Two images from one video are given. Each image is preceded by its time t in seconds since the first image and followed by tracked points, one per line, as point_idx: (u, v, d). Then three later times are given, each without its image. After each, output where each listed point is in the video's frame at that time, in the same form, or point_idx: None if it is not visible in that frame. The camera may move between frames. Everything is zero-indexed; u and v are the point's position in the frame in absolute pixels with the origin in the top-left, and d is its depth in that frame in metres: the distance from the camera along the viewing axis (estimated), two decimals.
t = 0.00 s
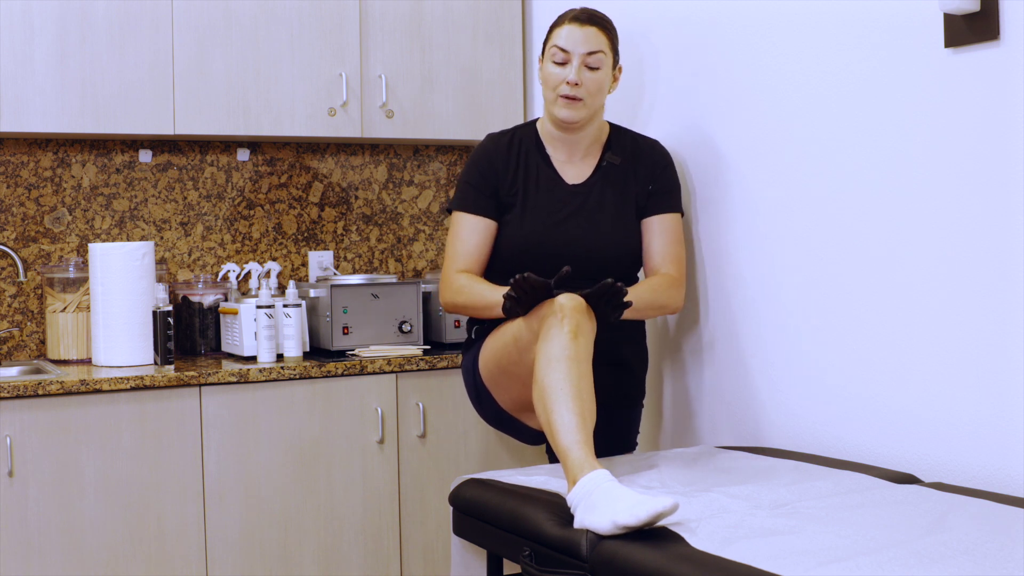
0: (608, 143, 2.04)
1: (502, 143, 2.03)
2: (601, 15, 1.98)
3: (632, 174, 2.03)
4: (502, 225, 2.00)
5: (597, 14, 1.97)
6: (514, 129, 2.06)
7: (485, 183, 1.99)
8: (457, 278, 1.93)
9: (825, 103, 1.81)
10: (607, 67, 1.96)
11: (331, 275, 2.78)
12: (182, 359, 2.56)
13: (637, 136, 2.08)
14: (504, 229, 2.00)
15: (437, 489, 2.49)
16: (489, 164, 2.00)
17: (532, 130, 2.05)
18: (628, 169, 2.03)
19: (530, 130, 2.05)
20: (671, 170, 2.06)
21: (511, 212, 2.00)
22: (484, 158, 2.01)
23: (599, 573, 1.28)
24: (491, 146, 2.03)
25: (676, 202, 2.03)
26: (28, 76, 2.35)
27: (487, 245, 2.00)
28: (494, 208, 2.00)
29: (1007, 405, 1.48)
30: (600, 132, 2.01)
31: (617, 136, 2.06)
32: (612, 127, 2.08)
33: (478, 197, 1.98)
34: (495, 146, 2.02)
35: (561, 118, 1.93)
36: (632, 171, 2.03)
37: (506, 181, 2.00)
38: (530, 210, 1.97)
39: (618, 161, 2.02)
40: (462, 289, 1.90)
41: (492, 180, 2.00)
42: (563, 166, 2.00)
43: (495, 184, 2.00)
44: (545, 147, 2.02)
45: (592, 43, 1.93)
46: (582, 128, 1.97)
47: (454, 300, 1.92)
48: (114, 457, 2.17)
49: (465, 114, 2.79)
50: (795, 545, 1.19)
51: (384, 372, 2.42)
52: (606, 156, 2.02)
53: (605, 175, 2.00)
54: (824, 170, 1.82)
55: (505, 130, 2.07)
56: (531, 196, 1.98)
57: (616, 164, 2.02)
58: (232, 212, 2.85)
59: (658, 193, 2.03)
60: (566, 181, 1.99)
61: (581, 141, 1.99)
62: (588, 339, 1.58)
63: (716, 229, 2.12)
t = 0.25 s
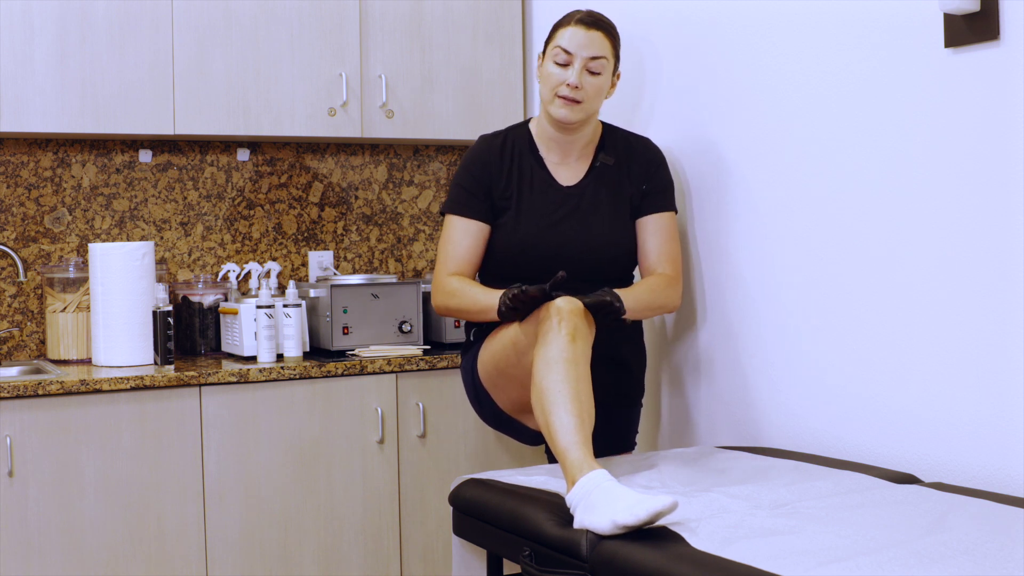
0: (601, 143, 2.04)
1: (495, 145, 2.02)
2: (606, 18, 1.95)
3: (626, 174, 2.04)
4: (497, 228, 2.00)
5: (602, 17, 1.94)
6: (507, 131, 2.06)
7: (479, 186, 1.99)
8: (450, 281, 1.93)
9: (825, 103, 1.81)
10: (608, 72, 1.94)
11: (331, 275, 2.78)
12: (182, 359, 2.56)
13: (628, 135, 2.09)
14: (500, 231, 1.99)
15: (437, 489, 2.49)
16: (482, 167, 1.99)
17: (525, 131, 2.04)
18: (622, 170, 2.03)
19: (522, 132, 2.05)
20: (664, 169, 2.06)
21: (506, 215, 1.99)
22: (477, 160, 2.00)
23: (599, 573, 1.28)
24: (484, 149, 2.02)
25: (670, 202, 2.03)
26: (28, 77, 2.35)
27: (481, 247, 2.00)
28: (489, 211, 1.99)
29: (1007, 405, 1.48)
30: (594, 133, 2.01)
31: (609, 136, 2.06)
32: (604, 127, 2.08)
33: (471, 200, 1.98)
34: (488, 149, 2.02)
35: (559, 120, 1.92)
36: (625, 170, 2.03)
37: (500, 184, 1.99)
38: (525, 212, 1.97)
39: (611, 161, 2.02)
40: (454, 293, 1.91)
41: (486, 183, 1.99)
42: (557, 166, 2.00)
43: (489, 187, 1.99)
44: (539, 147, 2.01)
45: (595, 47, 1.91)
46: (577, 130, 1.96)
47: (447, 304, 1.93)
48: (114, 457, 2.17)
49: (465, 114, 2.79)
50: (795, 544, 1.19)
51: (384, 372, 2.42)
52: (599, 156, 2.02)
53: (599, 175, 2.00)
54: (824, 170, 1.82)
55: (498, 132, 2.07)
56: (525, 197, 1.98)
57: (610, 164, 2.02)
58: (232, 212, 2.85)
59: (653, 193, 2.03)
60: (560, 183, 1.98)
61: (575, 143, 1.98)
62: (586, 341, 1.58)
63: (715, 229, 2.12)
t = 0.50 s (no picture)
0: (596, 144, 2.04)
1: (490, 149, 2.01)
2: (593, 19, 1.92)
3: (621, 173, 2.03)
4: (495, 233, 1.99)
5: (589, 18, 1.92)
6: (501, 133, 2.05)
7: (475, 192, 1.98)
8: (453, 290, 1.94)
9: (825, 103, 1.81)
10: (599, 75, 1.92)
11: (331, 275, 2.78)
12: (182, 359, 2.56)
13: (622, 134, 2.09)
14: (497, 236, 1.99)
15: (437, 489, 2.49)
16: (477, 171, 1.99)
17: (520, 134, 2.04)
18: (617, 170, 2.03)
19: (517, 134, 2.04)
20: (658, 169, 2.07)
21: (502, 220, 1.99)
22: (472, 165, 2.00)
23: (599, 573, 1.28)
24: (478, 153, 2.01)
25: (664, 202, 2.04)
26: (28, 76, 2.35)
27: (482, 253, 2.00)
28: (485, 216, 1.99)
29: (1007, 405, 1.48)
30: (587, 133, 2.00)
31: (604, 136, 2.06)
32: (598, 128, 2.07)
33: (467, 207, 1.98)
34: (483, 152, 2.01)
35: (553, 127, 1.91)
36: (620, 171, 2.03)
37: (496, 188, 1.99)
38: (521, 216, 1.97)
39: (606, 162, 2.02)
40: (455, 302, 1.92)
41: (481, 188, 1.99)
42: (552, 170, 1.99)
43: (485, 191, 1.99)
44: (533, 150, 2.01)
45: (585, 51, 1.89)
46: (571, 134, 1.95)
47: (450, 313, 1.93)
48: (114, 457, 2.17)
49: (465, 114, 2.79)
50: (795, 544, 1.19)
51: (384, 372, 2.42)
52: (594, 157, 2.01)
53: (595, 176, 2.00)
54: (823, 170, 1.82)
55: (492, 135, 2.06)
56: (521, 201, 1.97)
57: (605, 165, 2.02)
58: (232, 212, 2.85)
59: (649, 192, 2.04)
60: (555, 186, 1.98)
61: (570, 145, 1.98)
62: (585, 343, 1.58)
63: (715, 229, 2.12)
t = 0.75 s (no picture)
0: (593, 145, 2.03)
1: (485, 154, 2.01)
2: (581, 20, 1.93)
3: (620, 174, 2.03)
4: (492, 239, 2.00)
5: (576, 18, 1.92)
6: (497, 137, 2.05)
7: (471, 199, 1.99)
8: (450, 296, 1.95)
9: (825, 103, 1.81)
10: (591, 76, 1.92)
11: (331, 275, 2.78)
12: (182, 359, 2.56)
13: (620, 134, 2.08)
14: (495, 241, 2.00)
15: (437, 489, 2.49)
16: (472, 178, 1.99)
17: (516, 137, 2.03)
18: (615, 171, 2.02)
19: (512, 137, 2.04)
20: (657, 170, 2.06)
21: (500, 224, 1.99)
22: (467, 171, 2.00)
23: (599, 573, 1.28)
24: (473, 158, 2.01)
25: (662, 203, 2.03)
26: (28, 76, 2.35)
27: (478, 258, 2.01)
28: (482, 222, 2.00)
29: (1007, 405, 1.48)
30: (583, 133, 2.00)
31: (602, 137, 2.05)
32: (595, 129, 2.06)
33: (464, 215, 1.99)
34: (478, 157, 2.01)
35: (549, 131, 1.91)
36: (619, 172, 2.02)
37: (492, 194, 1.99)
38: (518, 220, 1.97)
39: (604, 163, 2.01)
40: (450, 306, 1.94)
41: (477, 195, 1.99)
42: (550, 173, 1.99)
43: (481, 197, 1.99)
44: (530, 154, 2.01)
45: (575, 52, 1.89)
46: (567, 136, 1.95)
47: (449, 320, 1.94)
48: (114, 457, 2.17)
49: (465, 114, 2.79)
50: (795, 544, 1.19)
51: (384, 372, 2.42)
52: (591, 159, 2.00)
53: (593, 178, 1.99)
54: (824, 170, 1.82)
55: (488, 138, 2.06)
56: (517, 206, 1.97)
57: (603, 167, 2.00)
58: (232, 212, 2.85)
59: (648, 193, 2.03)
60: (553, 188, 1.97)
61: (566, 146, 1.98)
62: (586, 342, 1.58)
63: (715, 229, 2.12)
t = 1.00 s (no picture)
0: (596, 146, 2.02)
1: (486, 154, 2.00)
2: (585, 21, 1.92)
3: (622, 177, 2.02)
4: (491, 240, 2.01)
5: (580, 20, 1.91)
6: (498, 137, 2.04)
7: (470, 200, 1.99)
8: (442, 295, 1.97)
9: (825, 102, 1.81)
10: (593, 78, 1.91)
11: (331, 275, 2.78)
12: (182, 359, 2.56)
13: (622, 135, 2.07)
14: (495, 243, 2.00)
15: (437, 490, 2.49)
16: (472, 179, 1.99)
17: (517, 137, 2.02)
18: (617, 173, 2.01)
19: (513, 137, 2.03)
20: (660, 174, 2.07)
21: (500, 226, 1.99)
22: (467, 172, 2.00)
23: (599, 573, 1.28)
24: (474, 159, 2.01)
25: (666, 208, 2.04)
26: (28, 76, 2.35)
27: (474, 259, 2.03)
28: (481, 224, 2.00)
29: (1007, 405, 1.48)
30: (586, 136, 1.99)
31: (604, 138, 2.04)
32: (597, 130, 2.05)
33: (463, 217, 1.99)
34: (479, 158, 2.00)
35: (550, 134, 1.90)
36: (621, 174, 2.02)
37: (492, 195, 1.99)
38: (518, 222, 1.97)
39: (606, 165, 2.00)
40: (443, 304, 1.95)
41: (477, 195, 1.99)
42: (551, 175, 1.98)
43: (481, 199, 1.99)
44: (532, 155, 2.00)
45: (578, 54, 1.88)
46: (569, 138, 1.95)
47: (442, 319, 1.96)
48: (114, 457, 2.17)
49: (465, 114, 2.79)
50: (795, 544, 1.19)
51: (384, 372, 2.42)
52: (593, 161, 2.00)
53: (595, 181, 1.99)
54: (824, 170, 1.82)
55: (489, 138, 2.05)
56: (518, 207, 1.97)
57: (605, 169, 2.00)
58: (232, 211, 2.85)
59: (651, 197, 2.04)
60: (554, 190, 1.97)
61: (568, 148, 1.97)
62: (584, 343, 1.58)
63: (715, 229, 2.12)
